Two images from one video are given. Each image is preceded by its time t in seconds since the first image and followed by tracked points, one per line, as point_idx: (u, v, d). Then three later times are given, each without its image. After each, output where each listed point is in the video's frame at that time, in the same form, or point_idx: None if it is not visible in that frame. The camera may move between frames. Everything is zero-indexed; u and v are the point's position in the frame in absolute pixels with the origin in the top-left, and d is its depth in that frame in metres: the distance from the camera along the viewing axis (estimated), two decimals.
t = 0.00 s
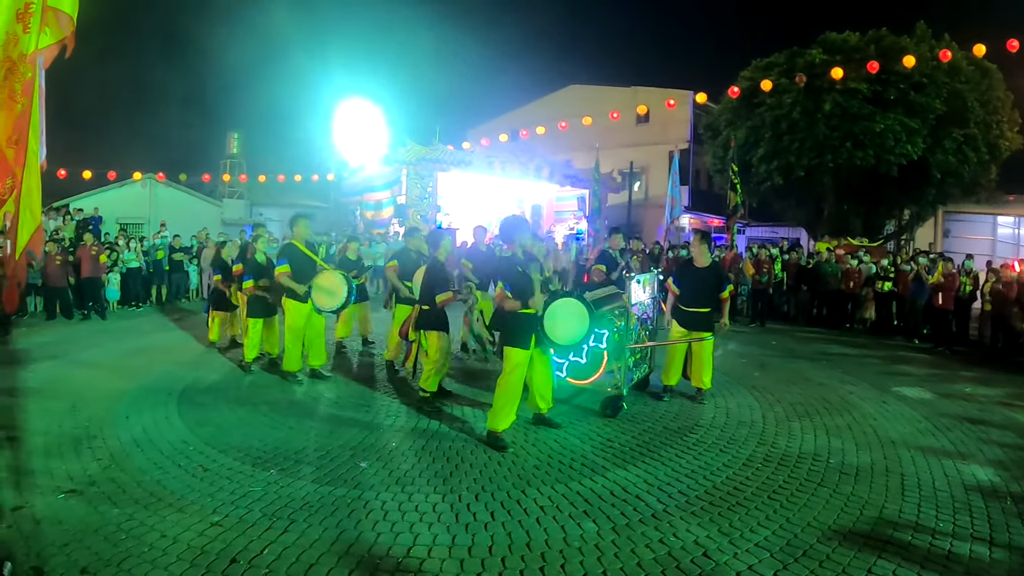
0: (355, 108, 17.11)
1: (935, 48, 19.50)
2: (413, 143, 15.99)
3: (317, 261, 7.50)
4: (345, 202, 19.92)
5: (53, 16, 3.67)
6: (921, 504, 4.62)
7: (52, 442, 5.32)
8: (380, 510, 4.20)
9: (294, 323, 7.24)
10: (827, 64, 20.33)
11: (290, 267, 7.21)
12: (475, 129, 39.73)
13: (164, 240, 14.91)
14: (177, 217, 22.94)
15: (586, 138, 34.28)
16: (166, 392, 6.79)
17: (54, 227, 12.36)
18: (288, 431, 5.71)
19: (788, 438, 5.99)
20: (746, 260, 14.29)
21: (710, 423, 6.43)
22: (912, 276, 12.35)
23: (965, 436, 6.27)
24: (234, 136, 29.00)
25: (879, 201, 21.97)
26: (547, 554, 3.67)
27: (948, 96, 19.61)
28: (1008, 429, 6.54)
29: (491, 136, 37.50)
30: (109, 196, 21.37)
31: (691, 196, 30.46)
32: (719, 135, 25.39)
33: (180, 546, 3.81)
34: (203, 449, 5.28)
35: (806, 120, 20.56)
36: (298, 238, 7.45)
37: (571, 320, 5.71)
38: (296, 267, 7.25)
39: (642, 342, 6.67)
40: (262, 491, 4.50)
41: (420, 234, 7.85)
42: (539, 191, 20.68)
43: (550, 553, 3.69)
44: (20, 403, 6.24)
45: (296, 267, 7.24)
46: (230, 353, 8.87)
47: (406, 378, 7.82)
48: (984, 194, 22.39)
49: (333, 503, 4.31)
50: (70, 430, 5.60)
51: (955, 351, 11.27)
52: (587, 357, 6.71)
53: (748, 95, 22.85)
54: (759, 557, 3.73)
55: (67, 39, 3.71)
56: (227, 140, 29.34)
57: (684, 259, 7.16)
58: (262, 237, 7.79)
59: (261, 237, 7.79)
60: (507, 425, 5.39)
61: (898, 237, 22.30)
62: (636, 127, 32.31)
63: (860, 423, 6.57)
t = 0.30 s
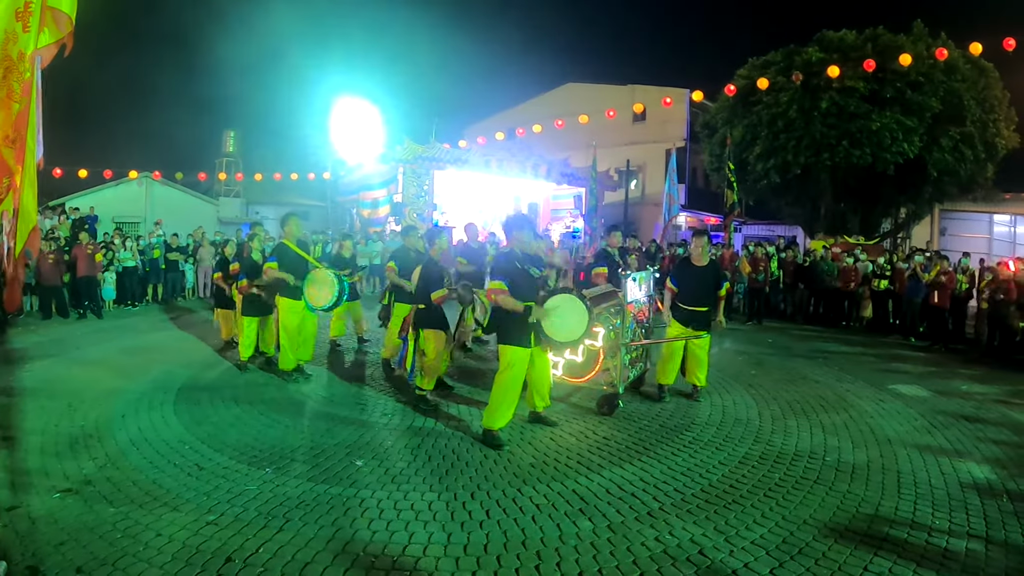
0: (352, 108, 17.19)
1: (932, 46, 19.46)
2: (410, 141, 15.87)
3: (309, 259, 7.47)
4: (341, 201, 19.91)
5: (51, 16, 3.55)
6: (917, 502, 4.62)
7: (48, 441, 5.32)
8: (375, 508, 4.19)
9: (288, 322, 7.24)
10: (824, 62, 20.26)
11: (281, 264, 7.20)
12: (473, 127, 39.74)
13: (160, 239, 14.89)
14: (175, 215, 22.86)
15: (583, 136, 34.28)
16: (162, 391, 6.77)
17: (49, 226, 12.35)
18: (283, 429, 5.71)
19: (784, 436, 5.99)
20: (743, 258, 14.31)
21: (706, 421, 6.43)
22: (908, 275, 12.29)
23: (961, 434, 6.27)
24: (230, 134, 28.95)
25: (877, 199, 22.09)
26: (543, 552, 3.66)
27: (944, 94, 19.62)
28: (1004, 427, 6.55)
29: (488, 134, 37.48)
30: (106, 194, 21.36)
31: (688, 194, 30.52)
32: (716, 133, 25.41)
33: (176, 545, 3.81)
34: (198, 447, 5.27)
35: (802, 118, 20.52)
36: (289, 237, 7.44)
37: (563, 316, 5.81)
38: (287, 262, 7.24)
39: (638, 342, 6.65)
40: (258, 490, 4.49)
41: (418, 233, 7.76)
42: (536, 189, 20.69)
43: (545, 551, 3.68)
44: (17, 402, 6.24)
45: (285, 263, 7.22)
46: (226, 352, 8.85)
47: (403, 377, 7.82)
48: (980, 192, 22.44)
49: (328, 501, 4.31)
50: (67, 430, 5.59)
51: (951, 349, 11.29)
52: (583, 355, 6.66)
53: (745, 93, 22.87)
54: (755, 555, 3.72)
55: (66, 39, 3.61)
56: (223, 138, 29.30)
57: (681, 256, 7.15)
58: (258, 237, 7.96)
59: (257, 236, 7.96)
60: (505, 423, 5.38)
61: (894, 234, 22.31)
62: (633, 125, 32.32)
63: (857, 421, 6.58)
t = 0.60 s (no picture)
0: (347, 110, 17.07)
1: (929, 45, 19.48)
2: (407, 141, 15.91)
3: (309, 259, 7.51)
4: (338, 200, 19.94)
5: (48, 18, 3.55)
6: (912, 500, 4.63)
7: (44, 442, 5.31)
8: (372, 507, 4.19)
9: (286, 323, 7.22)
10: (820, 61, 20.26)
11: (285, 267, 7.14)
12: (470, 126, 39.77)
13: (157, 239, 14.88)
14: (172, 215, 22.81)
15: (580, 135, 34.31)
16: (159, 391, 6.77)
17: (45, 226, 12.33)
18: (279, 429, 5.70)
19: (780, 435, 5.99)
20: (740, 257, 14.35)
21: (703, 419, 6.45)
22: (904, 274, 12.46)
23: (957, 432, 6.28)
24: (227, 134, 28.93)
25: (874, 198, 22.13)
26: (539, 551, 3.66)
27: (941, 93, 19.64)
28: (1001, 425, 6.55)
29: (485, 133, 37.53)
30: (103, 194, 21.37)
31: (685, 193, 30.58)
32: (713, 132, 25.44)
33: (173, 545, 3.80)
34: (196, 447, 5.27)
35: (799, 117, 20.51)
36: (290, 236, 7.41)
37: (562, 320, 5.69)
38: (292, 267, 7.27)
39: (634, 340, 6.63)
40: (254, 490, 4.49)
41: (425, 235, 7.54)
42: (532, 188, 20.71)
43: (541, 549, 3.69)
44: (15, 402, 6.23)
45: (291, 267, 7.25)
46: (223, 352, 8.84)
47: (402, 376, 7.89)
48: (977, 191, 22.49)
49: (324, 501, 4.30)
50: (64, 430, 5.59)
51: (948, 347, 11.31)
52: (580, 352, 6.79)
53: (742, 92, 22.89)
54: (751, 554, 3.73)
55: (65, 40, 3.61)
56: (220, 138, 29.28)
57: (672, 255, 7.15)
58: (256, 235, 7.86)
59: (255, 235, 7.86)
60: (501, 422, 5.38)
61: (891, 233, 22.36)
62: (630, 123, 32.37)
63: (853, 419, 6.59)
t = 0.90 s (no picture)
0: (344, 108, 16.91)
1: (927, 45, 19.50)
2: (405, 139, 15.91)
3: (314, 252, 7.49)
4: (336, 199, 19.92)
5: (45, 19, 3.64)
6: (909, 499, 4.62)
7: (41, 441, 5.30)
8: (369, 506, 4.19)
9: (292, 319, 7.22)
10: (818, 60, 20.27)
11: (293, 261, 7.16)
12: (467, 125, 39.76)
13: (154, 238, 14.86)
14: (169, 213, 22.77)
15: (578, 134, 34.31)
16: (156, 390, 6.76)
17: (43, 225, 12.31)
18: (276, 428, 5.70)
19: (778, 434, 6.00)
20: (737, 256, 14.39)
21: (701, 419, 6.45)
22: (901, 273, 12.48)
23: (954, 431, 6.28)
24: (224, 132, 28.89)
25: (871, 197, 22.14)
26: (536, 550, 3.66)
27: (938, 92, 19.65)
28: (999, 424, 6.56)
29: (483, 132, 37.52)
30: (100, 193, 21.34)
31: (682, 192, 30.60)
32: (710, 131, 25.44)
33: (171, 543, 3.80)
34: (193, 446, 5.27)
35: (797, 116, 20.52)
36: (300, 233, 7.40)
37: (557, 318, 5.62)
38: (300, 261, 7.20)
39: (632, 340, 6.61)
40: (252, 489, 4.49)
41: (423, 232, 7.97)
42: (530, 188, 20.72)
43: (539, 548, 3.69)
44: (12, 402, 6.23)
45: (299, 262, 7.18)
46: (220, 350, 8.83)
47: (400, 375, 7.88)
48: (974, 191, 22.52)
49: (322, 499, 4.30)
50: (61, 429, 5.58)
51: (945, 346, 11.33)
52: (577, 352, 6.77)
53: (740, 91, 22.89)
54: (749, 553, 3.73)
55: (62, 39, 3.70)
56: (217, 137, 29.24)
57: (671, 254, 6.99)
58: (251, 235, 7.68)
59: (251, 235, 7.68)
60: (498, 421, 5.39)
61: (888, 232, 22.40)
62: (628, 123, 32.40)
63: (850, 418, 6.59)
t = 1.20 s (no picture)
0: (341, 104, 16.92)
1: (923, 44, 19.52)
2: (401, 137, 15.92)
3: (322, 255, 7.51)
4: (333, 197, 19.91)
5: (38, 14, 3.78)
6: (906, 497, 4.63)
7: (37, 439, 5.29)
8: (366, 504, 4.19)
9: (299, 317, 7.27)
10: (815, 59, 20.29)
11: (298, 262, 7.17)
12: (464, 123, 39.75)
13: (150, 236, 14.83)
14: (166, 211, 22.72)
15: (575, 132, 34.32)
16: (152, 388, 6.75)
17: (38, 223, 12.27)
18: (272, 426, 5.69)
19: (774, 432, 6.01)
20: (734, 255, 14.43)
21: (697, 417, 6.45)
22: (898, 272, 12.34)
23: (950, 429, 6.30)
24: (220, 130, 28.82)
25: (867, 196, 22.19)
26: (532, 548, 3.66)
27: (935, 92, 19.69)
28: (994, 423, 6.58)
29: (480, 130, 37.53)
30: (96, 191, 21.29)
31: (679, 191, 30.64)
32: (707, 129, 25.45)
33: (167, 542, 3.79)
34: (189, 444, 5.26)
35: (793, 115, 20.55)
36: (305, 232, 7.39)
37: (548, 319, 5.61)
38: (305, 260, 7.23)
39: (629, 338, 6.62)
40: (248, 487, 4.48)
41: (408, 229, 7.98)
42: (527, 186, 20.74)
43: (535, 547, 3.69)
44: (7, 400, 6.21)
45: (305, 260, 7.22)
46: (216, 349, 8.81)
47: (396, 373, 7.87)
48: (971, 190, 22.58)
49: (318, 497, 4.30)
50: (56, 427, 5.57)
51: (941, 345, 11.36)
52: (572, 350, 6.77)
53: (736, 90, 22.90)
54: (745, 551, 3.73)
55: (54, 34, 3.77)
56: (213, 134, 29.17)
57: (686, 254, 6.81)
58: (248, 233, 7.82)
59: (247, 233, 7.82)
60: (496, 420, 5.40)
61: (884, 231, 22.47)
62: (625, 121, 32.45)
63: (846, 416, 6.60)
